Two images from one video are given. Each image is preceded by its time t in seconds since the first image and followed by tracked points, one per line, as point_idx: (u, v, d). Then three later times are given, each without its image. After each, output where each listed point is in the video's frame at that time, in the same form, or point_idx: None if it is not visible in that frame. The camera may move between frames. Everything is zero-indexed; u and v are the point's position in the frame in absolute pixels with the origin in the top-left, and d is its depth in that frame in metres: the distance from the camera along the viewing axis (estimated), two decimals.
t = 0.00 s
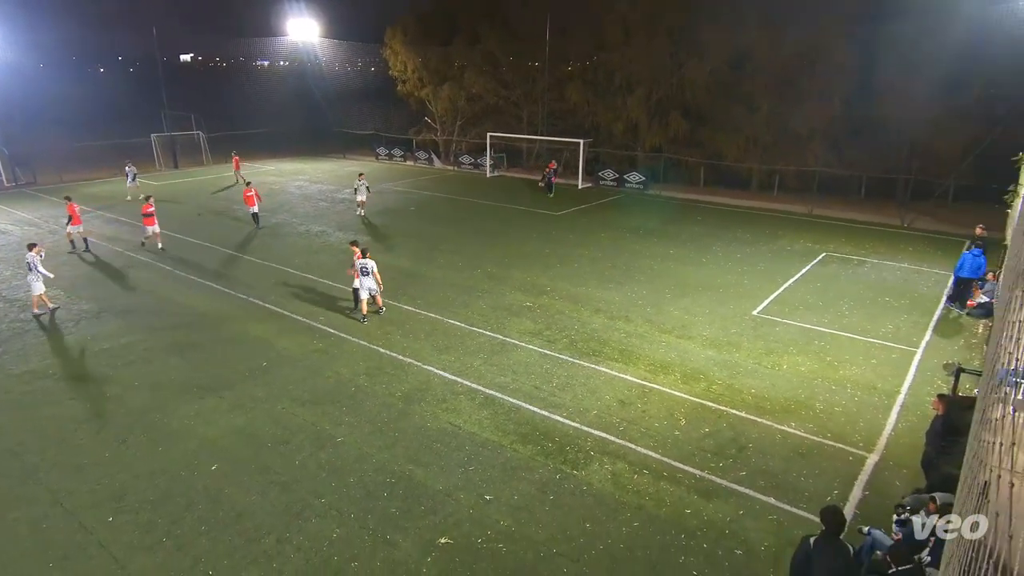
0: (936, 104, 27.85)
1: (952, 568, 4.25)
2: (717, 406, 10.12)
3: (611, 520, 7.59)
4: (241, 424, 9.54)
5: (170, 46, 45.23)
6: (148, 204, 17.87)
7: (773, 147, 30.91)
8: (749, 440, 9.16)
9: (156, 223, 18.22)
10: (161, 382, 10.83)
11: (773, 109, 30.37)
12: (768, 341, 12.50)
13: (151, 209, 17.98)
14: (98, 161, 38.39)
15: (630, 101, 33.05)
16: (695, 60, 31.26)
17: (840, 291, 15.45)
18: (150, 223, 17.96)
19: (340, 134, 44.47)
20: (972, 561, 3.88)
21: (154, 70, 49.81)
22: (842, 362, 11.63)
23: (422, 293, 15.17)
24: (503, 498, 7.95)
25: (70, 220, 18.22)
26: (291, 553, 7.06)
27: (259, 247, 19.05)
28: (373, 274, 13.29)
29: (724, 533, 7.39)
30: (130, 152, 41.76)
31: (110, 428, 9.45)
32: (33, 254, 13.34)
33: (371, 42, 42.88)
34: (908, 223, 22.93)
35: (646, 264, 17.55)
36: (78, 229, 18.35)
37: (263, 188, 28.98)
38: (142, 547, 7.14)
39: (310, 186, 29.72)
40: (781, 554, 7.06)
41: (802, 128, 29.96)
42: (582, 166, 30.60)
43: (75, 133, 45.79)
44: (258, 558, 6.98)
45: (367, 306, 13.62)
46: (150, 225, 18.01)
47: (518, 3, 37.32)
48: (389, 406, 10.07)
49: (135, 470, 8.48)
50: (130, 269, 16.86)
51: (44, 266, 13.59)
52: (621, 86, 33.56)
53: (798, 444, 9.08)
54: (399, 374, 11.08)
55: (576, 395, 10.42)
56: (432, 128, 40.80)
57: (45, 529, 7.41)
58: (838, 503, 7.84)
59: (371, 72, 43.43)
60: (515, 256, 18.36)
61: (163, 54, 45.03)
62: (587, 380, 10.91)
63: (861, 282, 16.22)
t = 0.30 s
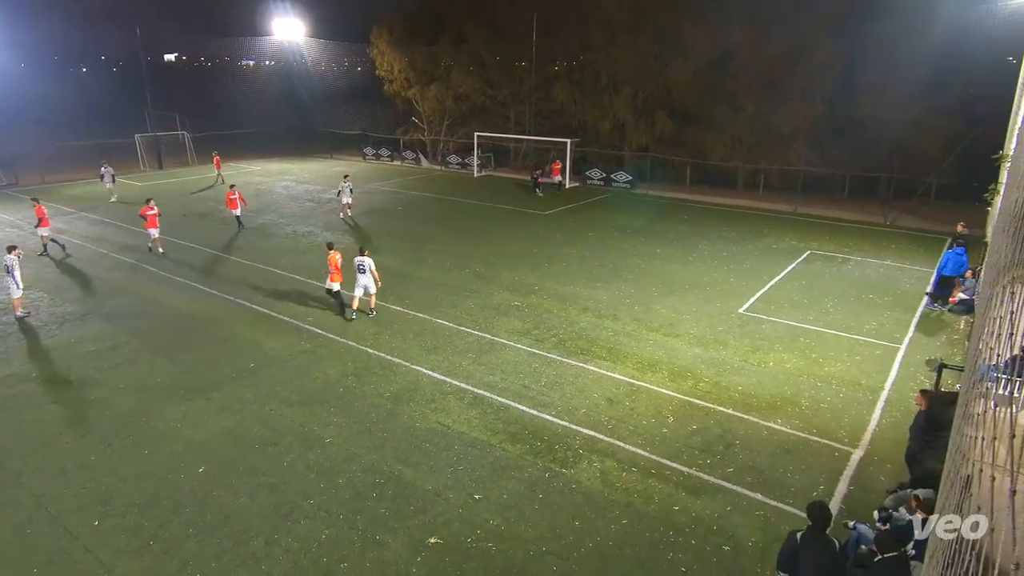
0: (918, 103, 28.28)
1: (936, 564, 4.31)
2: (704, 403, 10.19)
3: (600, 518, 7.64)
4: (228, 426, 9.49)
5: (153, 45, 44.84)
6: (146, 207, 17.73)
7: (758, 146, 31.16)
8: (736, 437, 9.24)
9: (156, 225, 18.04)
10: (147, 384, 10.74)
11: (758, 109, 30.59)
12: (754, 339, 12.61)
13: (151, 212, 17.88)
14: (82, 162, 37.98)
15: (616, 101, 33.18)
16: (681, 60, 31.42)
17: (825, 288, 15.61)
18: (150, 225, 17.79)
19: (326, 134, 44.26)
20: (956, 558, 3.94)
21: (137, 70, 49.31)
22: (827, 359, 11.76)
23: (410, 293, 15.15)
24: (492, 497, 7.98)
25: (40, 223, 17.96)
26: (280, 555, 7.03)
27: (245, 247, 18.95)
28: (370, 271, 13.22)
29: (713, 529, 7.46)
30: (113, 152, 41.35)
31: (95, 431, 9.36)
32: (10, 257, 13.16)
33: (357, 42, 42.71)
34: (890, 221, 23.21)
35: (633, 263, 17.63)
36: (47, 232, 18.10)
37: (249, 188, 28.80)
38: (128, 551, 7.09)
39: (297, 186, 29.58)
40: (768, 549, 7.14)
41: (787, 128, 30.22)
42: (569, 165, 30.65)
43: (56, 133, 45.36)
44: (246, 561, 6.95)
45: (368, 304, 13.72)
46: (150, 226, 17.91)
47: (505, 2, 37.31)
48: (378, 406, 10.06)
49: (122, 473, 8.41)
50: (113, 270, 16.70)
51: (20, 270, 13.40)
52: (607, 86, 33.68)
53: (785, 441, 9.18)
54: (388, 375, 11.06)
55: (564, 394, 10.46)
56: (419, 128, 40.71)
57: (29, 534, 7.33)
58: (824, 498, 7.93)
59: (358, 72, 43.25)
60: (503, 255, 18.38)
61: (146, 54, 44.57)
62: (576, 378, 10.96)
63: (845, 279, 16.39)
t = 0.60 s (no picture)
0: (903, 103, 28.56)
1: (925, 561, 4.35)
2: (694, 402, 10.24)
3: (591, 517, 7.65)
4: (217, 429, 9.42)
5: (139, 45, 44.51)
6: (152, 214, 17.20)
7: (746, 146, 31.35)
8: (726, 435, 9.29)
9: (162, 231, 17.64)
10: (134, 387, 10.65)
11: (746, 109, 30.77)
12: (743, 338, 12.68)
13: (156, 218, 17.37)
14: (67, 163, 37.54)
15: (604, 102, 33.29)
16: (669, 60, 31.55)
17: (812, 287, 15.73)
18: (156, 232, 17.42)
19: (314, 134, 44.06)
20: (946, 555, 3.97)
21: (123, 70, 48.82)
22: (815, 357, 11.84)
23: (400, 294, 15.11)
24: (483, 498, 7.97)
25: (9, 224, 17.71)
26: (270, 558, 6.99)
27: (234, 248, 18.82)
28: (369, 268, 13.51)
29: (703, 527, 7.49)
30: (98, 152, 40.98)
31: (81, 435, 9.26)
32: None
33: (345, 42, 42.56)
34: (876, 220, 23.41)
35: (622, 263, 17.69)
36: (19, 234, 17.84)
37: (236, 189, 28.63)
38: (116, 555, 7.02)
39: (285, 187, 29.42)
40: (758, 547, 7.18)
41: (774, 128, 30.43)
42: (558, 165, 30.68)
43: (41, 133, 44.97)
44: (235, 564, 6.90)
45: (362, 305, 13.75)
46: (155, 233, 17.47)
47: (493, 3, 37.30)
48: (368, 408, 10.02)
49: (109, 477, 8.33)
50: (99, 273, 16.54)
51: None
52: (595, 86, 33.77)
53: (774, 439, 9.23)
54: (378, 376, 11.03)
55: (555, 393, 10.47)
56: (408, 128, 40.61)
57: (14, 540, 7.25)
58: (814, 495, 8.00)
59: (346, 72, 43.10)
60: (493, 255, 18.37)
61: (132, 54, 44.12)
62: (566, 378, 10.98)
63: (832, 278, 16.52)
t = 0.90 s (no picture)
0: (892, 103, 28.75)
1: (919, 557, 4.37)
2: (686, 400, 10.28)
3: (584, 517, 7.65)
4: (208, 430, 9.37)
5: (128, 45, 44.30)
6: (158, 217, 16.79)
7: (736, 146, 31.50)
8: (718, 434, 9.33)
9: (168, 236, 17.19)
10: (124, 389, 10.57)
11: (736, 109, 30.92)
12: (735, 336, 12.73)
13: (162, 222, 16.93)
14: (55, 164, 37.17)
15: (595, 102, 33.36)
16: (660, 60, 31.65)
17: (803, 285, 15.83)
18: (162, 236, 16.94)
19: (305, 135, 43.91)
20: (941, 550, 3.99)
21: (111, 70, 48.38)
22: (805, 355, 11.92)
23: (392, 294, 15.08)
24: (476, 498, 7.96)
25: None
26: (262, 560, 6.97)
27: (225, 249, 18.76)
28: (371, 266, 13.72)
29: (696, 525, 7.52)
30: (87, 153, 40.74)
31: (70, 438, 9.18)
32: None
33: (336, 42, 42.44)
34: (865, 219, 23.55)
35: (614, 262, 17.73)
36: None
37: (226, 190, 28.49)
38: (106, 559, 6.96)
39: (276, 187, 29.28)
40: (751, 545, 7.20)
41: (763, 128, 30.60)
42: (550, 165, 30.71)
43: (28, 133, 44.70)
44: (227, 567, 6.86)
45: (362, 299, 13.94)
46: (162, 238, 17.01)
47: (484, 3, 37.30)
48: (360, 409, 9.99)
49: (99, 480, 8.27)
50: (88, 274, 16.43)
51: None
52: (586, 86, 33.83)
53: (765, 437, 9.28)
54: (370, 376, 11.01)
55: (547, 393, 10.48)
56: (399, 129, 40.53)
57: (2, 544, 7.17)
58: (805, 493, 8.04)
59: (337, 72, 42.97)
60: (485, 255, 18.36)
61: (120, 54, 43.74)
62: (559, 377, 10.99)
63: (822, 276, 16.63)
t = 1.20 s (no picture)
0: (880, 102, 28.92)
1: (911, 555, 4.38)
2: (678, 399, 10.31)
3: (577, 516, 7.66)
4: (199, 432, 9.32)
5: (116, 45, 43.91)
6: (162, 224, 16.12)
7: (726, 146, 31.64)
8: (710, 433, 9.36)
9: (173, 241, 16.54)
10: (114, 391, 10.49)
11: (727, 109, 31.03)
12: (726, 336, 12.78)
13: (166, 228, 16.26)
14: (42, 165, 36.82)
15: (587, 102, 33.42)
16: (651, 60, 31.75)
17: (793, 284, 15.91)
18: (166, 243, 16.31)
19: (296, 135, 43.73)
20: (936, 549, 3.99)
21: (99, 70, 47.97)
22: (796, 354, 11.98)
23: (383, 295, 15.03)
24: (469, 499, 7.95)
25: None
26: (255, 562, 6.93)
27: (215, 249, 18.69)
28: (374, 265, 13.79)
29: (689, 524, 7.54)
30: (76, 154, 40.40)
31: (59, 441, 9.10)
32: None
33: (326, 42, 42.25)
34: (855, 218, 23.70)
35: (606, 262, 17.75)
36: None
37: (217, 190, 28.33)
38: (97, 563, 6.91)
39: (267, 188, 29.14)
40: (743, 544, 7.23)
41: (754, 128, 30.74)
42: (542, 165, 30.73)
43: (15, 134, 44.28)
44: (218, 570, 6.82)
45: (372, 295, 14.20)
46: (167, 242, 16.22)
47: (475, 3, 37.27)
48: (352, 410, 9.96)
49: (89, 483, 8.20)
50: (77, 275, 16.32)
51: None
52: (577, 86, 33.90)
53: (757, 435, 9.32)
54: (362, 377, 10.97)
55: (540, 393, 10.48)
56: (390, 129, 40.44)
57: None
58: (796, 490, 8.08)
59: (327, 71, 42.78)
60: (477, 256, 18.34)
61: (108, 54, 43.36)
62: (551, 377, 10.99)
63: (813, 275, 16.72)
